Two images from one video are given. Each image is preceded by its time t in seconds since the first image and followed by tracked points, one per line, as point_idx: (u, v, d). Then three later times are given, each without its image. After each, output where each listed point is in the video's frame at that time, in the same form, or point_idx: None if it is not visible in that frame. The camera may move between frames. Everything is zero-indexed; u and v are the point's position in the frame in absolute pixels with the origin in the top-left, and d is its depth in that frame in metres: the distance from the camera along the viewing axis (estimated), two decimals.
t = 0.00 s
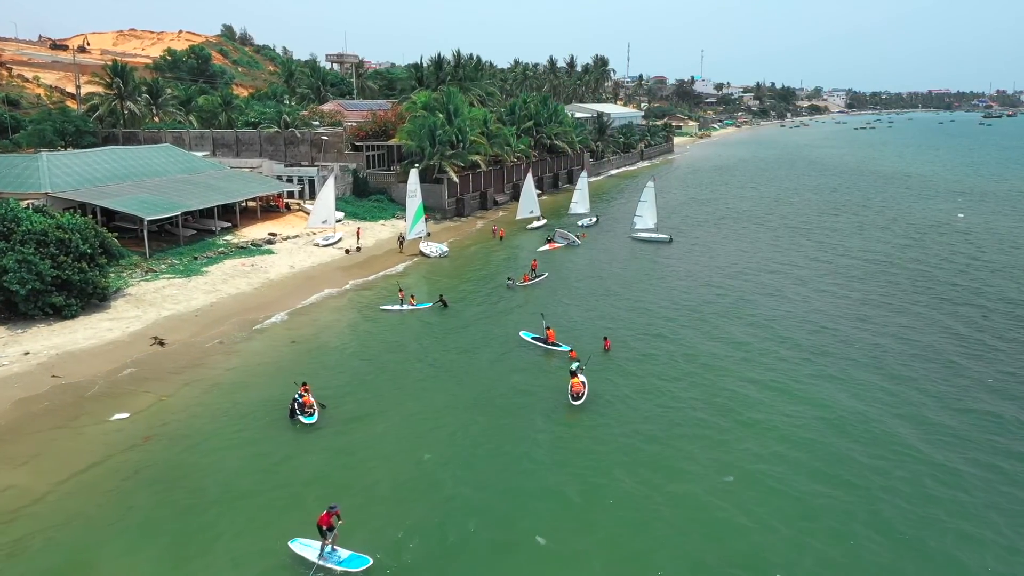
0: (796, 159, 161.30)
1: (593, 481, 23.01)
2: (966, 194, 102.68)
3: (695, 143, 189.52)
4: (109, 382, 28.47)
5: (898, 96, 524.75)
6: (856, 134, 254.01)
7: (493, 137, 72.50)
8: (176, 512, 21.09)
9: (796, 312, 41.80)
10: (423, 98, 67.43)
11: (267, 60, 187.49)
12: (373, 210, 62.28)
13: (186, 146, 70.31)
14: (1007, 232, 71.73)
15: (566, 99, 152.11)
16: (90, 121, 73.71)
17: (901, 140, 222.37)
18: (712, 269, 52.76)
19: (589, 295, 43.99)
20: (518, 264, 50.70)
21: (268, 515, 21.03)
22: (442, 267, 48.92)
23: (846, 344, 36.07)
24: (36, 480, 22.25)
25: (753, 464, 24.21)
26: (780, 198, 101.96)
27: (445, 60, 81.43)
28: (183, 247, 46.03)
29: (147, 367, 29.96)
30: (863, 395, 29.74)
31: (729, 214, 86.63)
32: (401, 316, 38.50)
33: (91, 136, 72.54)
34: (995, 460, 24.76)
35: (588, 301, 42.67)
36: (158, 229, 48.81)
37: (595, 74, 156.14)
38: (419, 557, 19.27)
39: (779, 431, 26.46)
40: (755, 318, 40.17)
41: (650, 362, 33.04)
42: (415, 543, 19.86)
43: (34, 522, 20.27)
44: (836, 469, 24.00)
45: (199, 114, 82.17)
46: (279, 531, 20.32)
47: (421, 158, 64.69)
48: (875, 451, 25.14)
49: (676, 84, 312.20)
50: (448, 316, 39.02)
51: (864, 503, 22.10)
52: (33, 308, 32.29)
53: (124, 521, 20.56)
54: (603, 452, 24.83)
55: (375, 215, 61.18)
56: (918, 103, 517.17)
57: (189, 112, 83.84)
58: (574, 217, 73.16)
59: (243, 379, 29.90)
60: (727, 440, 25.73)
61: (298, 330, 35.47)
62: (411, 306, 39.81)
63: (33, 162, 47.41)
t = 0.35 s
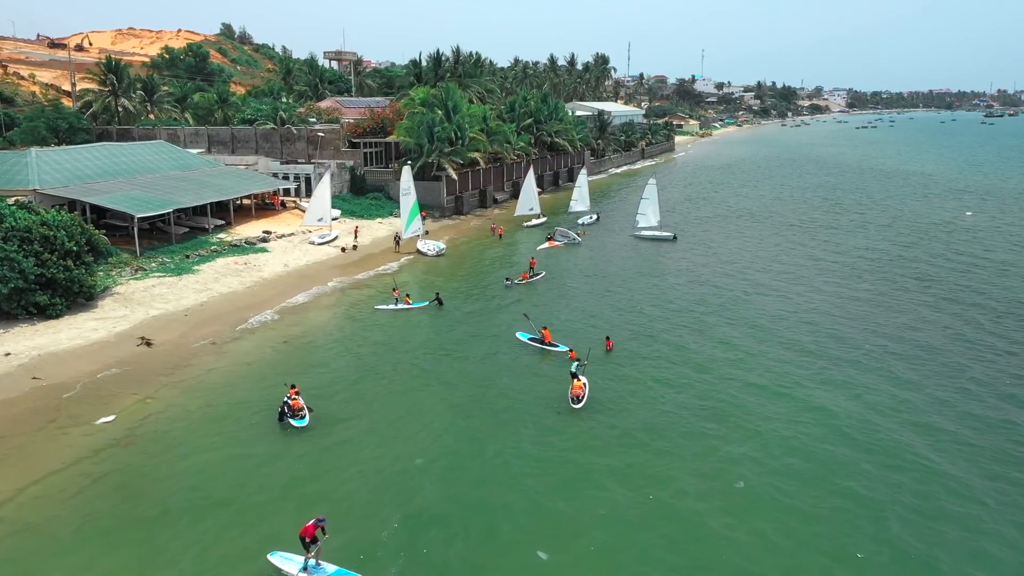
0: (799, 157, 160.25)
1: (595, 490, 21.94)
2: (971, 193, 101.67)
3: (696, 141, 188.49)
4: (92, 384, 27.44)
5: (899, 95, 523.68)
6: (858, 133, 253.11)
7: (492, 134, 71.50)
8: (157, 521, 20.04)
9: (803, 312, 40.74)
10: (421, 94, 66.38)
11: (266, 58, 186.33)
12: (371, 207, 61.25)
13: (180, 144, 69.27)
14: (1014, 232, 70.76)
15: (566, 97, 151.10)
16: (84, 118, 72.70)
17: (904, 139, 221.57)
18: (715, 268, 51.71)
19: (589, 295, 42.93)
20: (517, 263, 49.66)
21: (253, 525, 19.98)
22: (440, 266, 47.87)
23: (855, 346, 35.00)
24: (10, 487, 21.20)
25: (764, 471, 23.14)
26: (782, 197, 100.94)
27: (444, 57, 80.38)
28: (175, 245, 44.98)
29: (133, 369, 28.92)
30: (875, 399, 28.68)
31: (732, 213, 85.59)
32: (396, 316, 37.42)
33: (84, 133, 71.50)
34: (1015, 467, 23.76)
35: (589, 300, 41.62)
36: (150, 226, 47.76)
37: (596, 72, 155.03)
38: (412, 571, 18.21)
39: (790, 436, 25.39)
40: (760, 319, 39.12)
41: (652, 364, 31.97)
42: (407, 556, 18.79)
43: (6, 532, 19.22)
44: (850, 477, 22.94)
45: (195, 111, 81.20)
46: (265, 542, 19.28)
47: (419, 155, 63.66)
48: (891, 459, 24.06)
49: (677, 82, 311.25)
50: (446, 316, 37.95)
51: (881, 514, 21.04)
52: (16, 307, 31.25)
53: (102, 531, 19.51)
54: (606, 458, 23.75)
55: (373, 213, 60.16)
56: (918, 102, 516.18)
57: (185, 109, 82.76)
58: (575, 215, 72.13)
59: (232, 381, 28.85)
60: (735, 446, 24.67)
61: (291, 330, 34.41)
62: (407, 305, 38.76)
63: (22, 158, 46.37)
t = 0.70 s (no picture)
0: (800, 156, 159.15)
1: (596, 501, 20.84)
2: (975, 193, 100.65)
3: (697, 140, 187.49)
4: (72, 386, 26.31)
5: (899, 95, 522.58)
6: (860, 131, 251.62)
7: (491, 132, 70.40)
8: (133, 534, 18.91)
9: (809, 313, 39.66)
10: (419, 90, 65.22)
11: (264, 56, 185.10)
12: (368, 205, 60.17)
13: (175, 141, 68.15)
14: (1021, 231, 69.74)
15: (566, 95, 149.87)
16: (77, 114, 71.65)
17: (907, 138, 219.96)
18: (718, 268, 50.64)
19: (590, 295, 41.84)
20: (517, 262, 48.57)
21: (235, 539, 18.87)
22: (438, 265, 46.78)
23: (865, 349, 33.92)
24: None
25: (773, 482, 22.06)
26: (785, 196, 99.82)
27: (443, 53, 79.24)
28: (166, 244, 43.91)
29: (116, 371, 27.79)
30: (887, 405, 27.59)
31: (734, 211, 84.47)
32: (391, 317, 36.33)
33: (77, 130, 70.38)
34: None
35: (590, 300, 40.56)
36: (140, 224, 46.66)
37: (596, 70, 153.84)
38: None
39: (799, 444, 24.32)
40: (766, 321, 38.04)
41: (656, 366, 30.90)
42: (397, 573, 17.71)
43: None
44: (863, 488, 21.86)
45: (190, 108, 80.12)
46: (247, 556, 18.18)
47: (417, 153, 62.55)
48: (906, 469, 22.99)
49: (678, 81, 309.84)
50: (442, 316, 36.87)
51: (899, 528, 19.99)
52: None
53: (73, 545, 18.39)
54: (608, 467, 22.66)
55: (370, 211, 59.07)
56: (919, 101, 515.19)
57: (180, 106, 81.59)
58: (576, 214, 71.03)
59: (220, 383, 27.73)
60: (743, 455, 23.58)
61: (282, 331, 33.32)
62: (402, 305, 37.72)
63: (9, 155, 45.28)
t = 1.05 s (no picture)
0: (802, 155, 157.98)
1: (601, 516, 19.66)
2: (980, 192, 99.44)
3: (698, 139, 186.41)
4: (48, 391, 25.13)
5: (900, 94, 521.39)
6: (862, 130, 250.20)
7: (490, 129, 69.15)
8: (101, 552, 17.74)
9: (818, 314, 38.45)
10: (417, 86, 63.96)
11: (262, 54, 183.87)
12: (364, 204, 59.02)
13: (168, 138, 67.02)
14: None
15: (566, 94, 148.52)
16: (69, 112, 70.44)
17: (909, 137, 218.79)
18: (723, 268, 49.44)
19: (591, 295, 40.64)
20: (516, 262, 47.38)
21: (211, 557, 17.68)
22: (435, 264, 45.60)
23: (877, 351, 32.71)
24: None
25: (787, 495, 20.87)
26: (787, 195, 98.59)
27: (441, 49, 78.06)
28: (155, 242, 42.77)
29: (95, 374, 26.61)
30: (903, 410, 26.41)
31: (736, 211, 83.29)
32: (386, 318, 35.14)
33: (69, 127, 69.24)
34: None
35: (592, 300, 39.36)
36: (130, 222, 45.53)
37: (596, 68, 152.52)
38: None
39: (813, 454, 23.13)
40: (773, 321, 36.84)
41: (661, 368, 29.72)
42: None
43: None
44: (880, 502, 20.68)
45: (185, 105, 78.89)
46: None
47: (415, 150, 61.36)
48: (926, 481, 21.80)
49: (678, 80, 308.36)
50: (439, 317, 35.67)
51: (922, 547, 18.81)
52: None
53: (37, 563, 17.22)
54: (612, 477, 21.47)
55: (366, 209, 57.90)
56: (920, 101, 514.12)
57: (174, 103, 80.38)
58: (576, 212, 69.85)
59: (204, 387, 26.54)
60: (755, 465, 22.40)
61: (273, 332, 32.13)
62: (397, 305, 36.52)
63: None
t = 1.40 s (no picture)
0: (805, 155, 156.64)
1: (606, 531, 18.41)
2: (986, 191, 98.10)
3: (699, 138, 185.05)
4: (22, 395, 23.90)
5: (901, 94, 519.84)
6: (865, 130, 248.81)
7: (490, 126, 67.90)
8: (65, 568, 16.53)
9: (827, 315, 37.22)
10: (414, 82, 62.69)
11: (261, 53, 182.37)
12: (361, 202, 57.77)
13: (162, 135, 65.79)
14: None
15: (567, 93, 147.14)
16: (62, 109, 69.20)
17: (913, 137, 217.43)
18: (727, 268, 48.23)
19: (593, 295, 39.41)
20: (516, 261, 46.11)
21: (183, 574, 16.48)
22: (432, 264, 44.35)
23: (891, 354, 31.48)
24: None
25: (801, 508, 19.64)
26: (791, 194, 97.38)
27: (439, 45, 76.77)
28: (144, 241, 41.55)
29: (73, 378, 25.37)
30: (922, 416, 25.16)
31: (740, 210, 82.04)
32: (381, 319, 33.89)
33: (61, 125, 67.98)
34: None
35: (594, 301, 38.11)
36: (119, 221, 44.31)
37: (597, 66, 151.07)
38: None
39: (830, 464, 21.87)
40: (781, 323, 35.59)
41: (666, 372, 28.50)
42: None
43: None
44: (899, 515, 19.46)
45: (180, 103, 77.66)
46: None
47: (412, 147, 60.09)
48: (947, 492, 20.57)
49: (679, 79, 306.80)
50: (436, 318, 34.45)
51: (948, 565, 17.58)
52: None
53: None
54: (617, 489, 20.22)
55: (363, 207, 56.66)
56: (921, 101, 512.64)
57: (169, 100, 79.08)
58: (577, 211, 68.60)
59: (187, 391, 25.30)
60: (766, 476, 21.17)
61: (263, 333, 30.93)
62: (392, 306, 35.30)
63: None
